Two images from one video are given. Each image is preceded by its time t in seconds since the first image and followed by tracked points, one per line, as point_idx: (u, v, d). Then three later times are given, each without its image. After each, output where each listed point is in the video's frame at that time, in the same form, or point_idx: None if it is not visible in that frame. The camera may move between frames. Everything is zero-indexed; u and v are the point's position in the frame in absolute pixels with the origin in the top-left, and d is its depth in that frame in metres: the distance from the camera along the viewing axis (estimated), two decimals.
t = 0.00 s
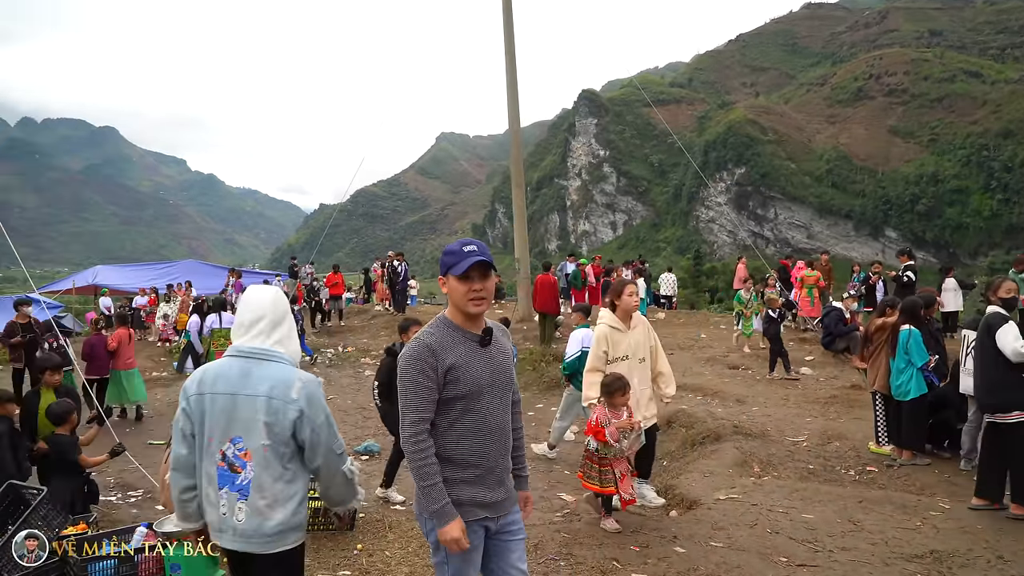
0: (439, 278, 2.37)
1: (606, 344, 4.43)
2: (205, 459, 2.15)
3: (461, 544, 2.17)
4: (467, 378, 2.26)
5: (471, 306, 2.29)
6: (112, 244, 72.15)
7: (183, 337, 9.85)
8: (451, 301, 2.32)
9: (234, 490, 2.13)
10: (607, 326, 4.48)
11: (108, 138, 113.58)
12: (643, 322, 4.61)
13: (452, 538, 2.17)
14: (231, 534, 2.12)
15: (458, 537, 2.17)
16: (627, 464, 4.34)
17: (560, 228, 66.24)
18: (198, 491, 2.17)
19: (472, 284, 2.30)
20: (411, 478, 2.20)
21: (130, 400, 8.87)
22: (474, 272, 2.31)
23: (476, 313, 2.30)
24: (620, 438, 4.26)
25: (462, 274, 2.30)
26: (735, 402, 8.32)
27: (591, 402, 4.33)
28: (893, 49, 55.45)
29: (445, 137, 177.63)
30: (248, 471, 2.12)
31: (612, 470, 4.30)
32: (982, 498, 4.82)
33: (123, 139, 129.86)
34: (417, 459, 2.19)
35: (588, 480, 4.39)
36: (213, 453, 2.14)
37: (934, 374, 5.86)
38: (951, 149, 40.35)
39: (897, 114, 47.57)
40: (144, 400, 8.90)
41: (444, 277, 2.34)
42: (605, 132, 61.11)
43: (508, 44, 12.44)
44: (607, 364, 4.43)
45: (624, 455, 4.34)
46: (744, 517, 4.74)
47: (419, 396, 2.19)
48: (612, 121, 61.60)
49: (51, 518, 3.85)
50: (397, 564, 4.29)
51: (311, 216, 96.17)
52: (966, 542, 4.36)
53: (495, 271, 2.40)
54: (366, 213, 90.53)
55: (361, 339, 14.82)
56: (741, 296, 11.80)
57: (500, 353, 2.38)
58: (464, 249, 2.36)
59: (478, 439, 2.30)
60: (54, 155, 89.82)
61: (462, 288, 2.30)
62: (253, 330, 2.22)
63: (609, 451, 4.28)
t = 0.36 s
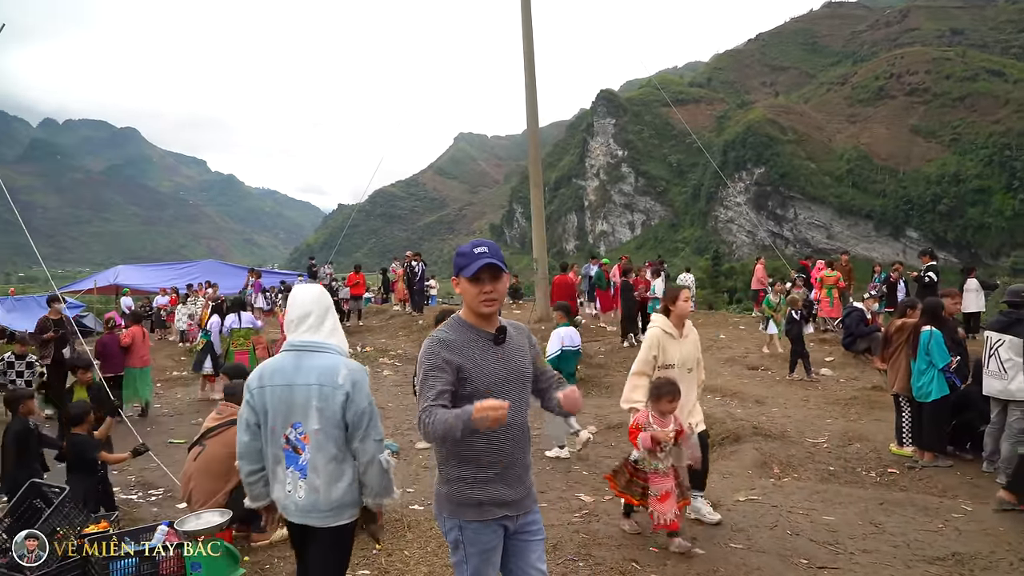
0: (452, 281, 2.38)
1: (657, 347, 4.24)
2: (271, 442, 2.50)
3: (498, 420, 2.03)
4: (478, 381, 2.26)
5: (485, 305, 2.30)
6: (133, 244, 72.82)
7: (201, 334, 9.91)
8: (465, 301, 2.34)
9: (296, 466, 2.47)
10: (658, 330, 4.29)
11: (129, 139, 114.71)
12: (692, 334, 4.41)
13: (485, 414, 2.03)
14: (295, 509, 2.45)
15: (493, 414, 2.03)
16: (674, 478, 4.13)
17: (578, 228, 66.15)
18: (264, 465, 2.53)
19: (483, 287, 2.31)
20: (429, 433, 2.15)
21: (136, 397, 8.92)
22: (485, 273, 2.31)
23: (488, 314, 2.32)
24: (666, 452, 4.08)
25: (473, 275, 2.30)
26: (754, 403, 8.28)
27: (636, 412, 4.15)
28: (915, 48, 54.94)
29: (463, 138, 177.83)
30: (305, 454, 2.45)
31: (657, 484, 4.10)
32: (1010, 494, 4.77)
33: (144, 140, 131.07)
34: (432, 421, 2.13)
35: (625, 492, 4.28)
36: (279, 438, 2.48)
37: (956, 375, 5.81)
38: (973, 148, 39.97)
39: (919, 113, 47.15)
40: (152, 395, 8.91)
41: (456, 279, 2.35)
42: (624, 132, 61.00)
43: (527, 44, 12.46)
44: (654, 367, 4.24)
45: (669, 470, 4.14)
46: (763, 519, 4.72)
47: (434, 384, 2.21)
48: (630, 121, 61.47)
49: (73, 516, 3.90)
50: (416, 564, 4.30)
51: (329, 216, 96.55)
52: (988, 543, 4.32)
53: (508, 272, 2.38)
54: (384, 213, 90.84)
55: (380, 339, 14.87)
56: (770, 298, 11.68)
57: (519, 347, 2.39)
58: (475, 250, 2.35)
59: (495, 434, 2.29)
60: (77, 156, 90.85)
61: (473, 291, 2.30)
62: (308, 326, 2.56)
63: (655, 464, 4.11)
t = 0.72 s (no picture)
0: (464, 281, 2.38)
1: (706, 336, 4.24)
2: (310, 417, 2.81)
3: (485, 355, 2.06)
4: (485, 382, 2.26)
5: (491, 306, 2.32)
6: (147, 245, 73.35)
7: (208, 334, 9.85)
8: (474, 301, 2.35)
9: (332, 440, 2.75)
10: (706, 320, 4.29)
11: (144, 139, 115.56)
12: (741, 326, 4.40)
13: (474, 346, 2.06)
14: (333, 479, 2.73)
15: (484, 338, 2.07)
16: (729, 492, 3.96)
17: (590, 228, 65.97)
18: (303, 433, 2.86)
19: (491, 285, 2.30)
20: (432, 405, 2.16)
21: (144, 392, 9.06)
22: (491, 273, 2.30)
23: (497, 313, 2.34)
24: (725, 458, 3.93)
25: (481, 274, 2.30)
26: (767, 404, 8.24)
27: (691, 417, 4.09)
28: (930, 47, 54.54)
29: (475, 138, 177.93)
30: (340, 427, 2.74)
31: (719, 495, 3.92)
32: None
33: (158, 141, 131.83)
34: (435, 396, 2.16)
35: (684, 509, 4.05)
36: (318, 413, 2.79)
37: (971, 377, 5.77)
38: (988, 148, 39.65)
39: (935, 112, 46.81)
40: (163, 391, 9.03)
41: (467, 277, 2.34)
42: (636, 132, 60.91)
43: (540, 44, 12.44)
44: (705, 361, 4.22)
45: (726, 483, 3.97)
46: (777, 520, 4.70)
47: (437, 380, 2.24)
48: (642, 121, 61.37)
49: (89, 515, 3.93)
50: (428, 563, 4.31)
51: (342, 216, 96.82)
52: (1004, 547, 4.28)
53: (519, 273, 2.37)
54: (397, 213, 91.05)
55: (392, 339, 14.91)
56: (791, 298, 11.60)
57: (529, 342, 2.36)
58: (485, 249, 2.33)
59: (501, 425, 2.29)
60: (92, 156, 91.42)
61: (482, 291, 2.31)
62: (362, 316, 2.93)
63: (714, 475, 3.94)
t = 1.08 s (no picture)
0: (471, 282, 2.38)
1: (751, 350, 3.93)
2: (374, 412, 2.87)
3: (489, 352, 2.05)
4: (491, 379, 2.26)
5: (498, 307, 2.31)
6: (160, 245, 73.90)
7: (219, 333, 9.92)
8: (482, 303, 2.35)
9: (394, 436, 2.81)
10: (750, 331, 3.99)
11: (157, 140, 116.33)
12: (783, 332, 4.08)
13: (477, 342, 2.05)
14: (390, 474, 2.78)
15: (487, 336, 2.06)
16: (796, 501, 3.66)
17: (601, 229, 65.93)
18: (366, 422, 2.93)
19: (497, 287, 2.30)
20: (436, 406, 2.16)
21: (159, 388, 9.17)
22: (498, 273, 2.29)
23: (505, 314, 2.34)
24: (786, 468, 3.62)
25: (488, 276, 2.29)
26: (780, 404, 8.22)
27: (746, 434, 3.77)
28: (943, 45, 54.22)
29: (486, 138, 178.15)
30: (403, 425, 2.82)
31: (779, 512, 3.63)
32: None
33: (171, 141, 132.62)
34: (438, 395, 2.16)
35: (740, 524, 3.72)
36: (383, 409, 2.85)
37: (985, 379, 5.72)
38: (1003, 147, 39.36)
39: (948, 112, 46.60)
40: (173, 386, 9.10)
41: (474, 279, 2.34)
42: (647, 132, 60.89)
43: (551, 44, 12.45)
44: (752, 375, 3.93)
45: (792, 495, 3.66)
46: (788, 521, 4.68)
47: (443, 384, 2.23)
48: (654, 121, 61.35)
49: (103, 513, 3.99)
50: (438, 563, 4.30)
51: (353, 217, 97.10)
52: (1019, 549, 4.24)
53: (523, 273, 2.37)
54: (408, 213, 91.28)
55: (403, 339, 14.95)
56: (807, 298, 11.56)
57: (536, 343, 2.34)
58: (492, 250, 2.31)
59: (506, 425, 2.29)
60: (105, 156, 92.03)
61: (489, 291, 2.31)
62: (433, 324, 2.99)
63: (775, 488, 3.63)
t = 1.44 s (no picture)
0: (476, 283, 2.37)
1: (803, 352, 3.66)
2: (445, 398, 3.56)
3: (504, 353, 2.04)
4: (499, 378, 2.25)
5: (505, 308, 2.31)
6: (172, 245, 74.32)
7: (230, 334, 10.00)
8: (488, 303, 2.35)
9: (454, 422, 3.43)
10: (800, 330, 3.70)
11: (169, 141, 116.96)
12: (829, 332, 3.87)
13: (495, 345, 2.05)
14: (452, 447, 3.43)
15: (506, 340, 2.06)
16: (865, 514, 3.40)
17: (611, 228, 65.72)
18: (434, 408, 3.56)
19: (503, 289, 2.30)
20: (449, 404, 2.14)
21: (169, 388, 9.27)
22: (504, 275, 2.29)
23: (509, 314, 2.34)
24: (860, 479, 3.36)
25: (493, 278, 2.29)
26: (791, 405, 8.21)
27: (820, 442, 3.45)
28: (956, 44, 53.84)
29: (496, 136, 178.14)
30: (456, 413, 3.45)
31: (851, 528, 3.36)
32: None
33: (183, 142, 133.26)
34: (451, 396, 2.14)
35: (813, 538, 3.48)
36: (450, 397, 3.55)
37: (999, 379, 5.70)
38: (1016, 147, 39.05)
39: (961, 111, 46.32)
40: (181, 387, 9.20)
41: (478, 280, 2.33)
42: (658, 131, 60.79)
43: (561, 45, 12.42)
44: (804, 378, 3.67)
45: (862, 505, 3.41)
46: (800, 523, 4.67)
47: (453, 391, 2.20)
48: (664, 120, 61.27)
49: (117, 511, 4.05)
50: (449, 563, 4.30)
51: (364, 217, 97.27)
52: None
53: (527, 272, 2.36)
54: (418, 213, 91.43)
55: (413, 339, 14.98)
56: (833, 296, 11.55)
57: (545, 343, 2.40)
58: (497, 250, 2.31)
59: (514, 425, 2.28)
60: (118, 157, 92.59)
61: (494, 293, 2.31)
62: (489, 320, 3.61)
63: (848, 499, 3.36)
